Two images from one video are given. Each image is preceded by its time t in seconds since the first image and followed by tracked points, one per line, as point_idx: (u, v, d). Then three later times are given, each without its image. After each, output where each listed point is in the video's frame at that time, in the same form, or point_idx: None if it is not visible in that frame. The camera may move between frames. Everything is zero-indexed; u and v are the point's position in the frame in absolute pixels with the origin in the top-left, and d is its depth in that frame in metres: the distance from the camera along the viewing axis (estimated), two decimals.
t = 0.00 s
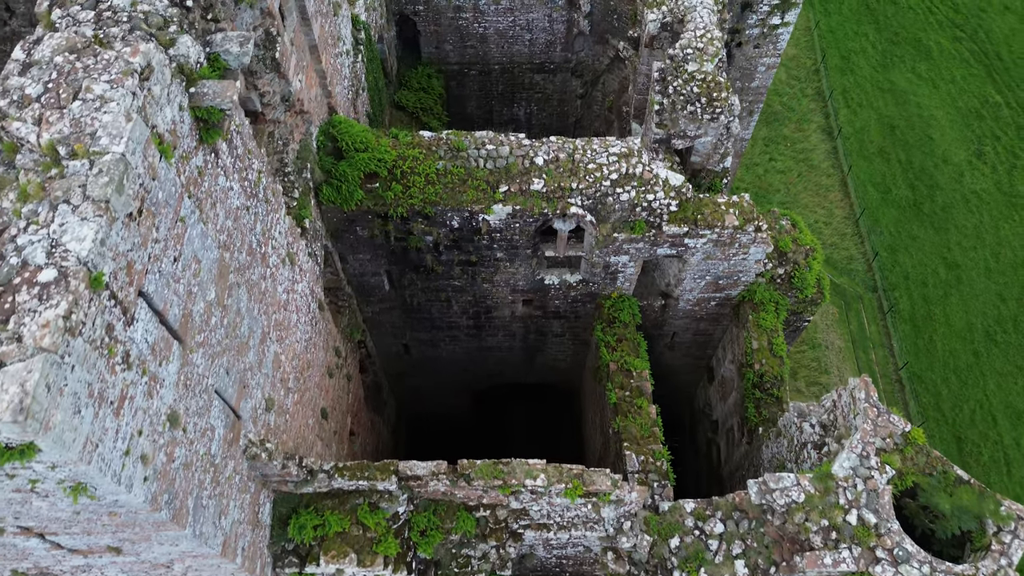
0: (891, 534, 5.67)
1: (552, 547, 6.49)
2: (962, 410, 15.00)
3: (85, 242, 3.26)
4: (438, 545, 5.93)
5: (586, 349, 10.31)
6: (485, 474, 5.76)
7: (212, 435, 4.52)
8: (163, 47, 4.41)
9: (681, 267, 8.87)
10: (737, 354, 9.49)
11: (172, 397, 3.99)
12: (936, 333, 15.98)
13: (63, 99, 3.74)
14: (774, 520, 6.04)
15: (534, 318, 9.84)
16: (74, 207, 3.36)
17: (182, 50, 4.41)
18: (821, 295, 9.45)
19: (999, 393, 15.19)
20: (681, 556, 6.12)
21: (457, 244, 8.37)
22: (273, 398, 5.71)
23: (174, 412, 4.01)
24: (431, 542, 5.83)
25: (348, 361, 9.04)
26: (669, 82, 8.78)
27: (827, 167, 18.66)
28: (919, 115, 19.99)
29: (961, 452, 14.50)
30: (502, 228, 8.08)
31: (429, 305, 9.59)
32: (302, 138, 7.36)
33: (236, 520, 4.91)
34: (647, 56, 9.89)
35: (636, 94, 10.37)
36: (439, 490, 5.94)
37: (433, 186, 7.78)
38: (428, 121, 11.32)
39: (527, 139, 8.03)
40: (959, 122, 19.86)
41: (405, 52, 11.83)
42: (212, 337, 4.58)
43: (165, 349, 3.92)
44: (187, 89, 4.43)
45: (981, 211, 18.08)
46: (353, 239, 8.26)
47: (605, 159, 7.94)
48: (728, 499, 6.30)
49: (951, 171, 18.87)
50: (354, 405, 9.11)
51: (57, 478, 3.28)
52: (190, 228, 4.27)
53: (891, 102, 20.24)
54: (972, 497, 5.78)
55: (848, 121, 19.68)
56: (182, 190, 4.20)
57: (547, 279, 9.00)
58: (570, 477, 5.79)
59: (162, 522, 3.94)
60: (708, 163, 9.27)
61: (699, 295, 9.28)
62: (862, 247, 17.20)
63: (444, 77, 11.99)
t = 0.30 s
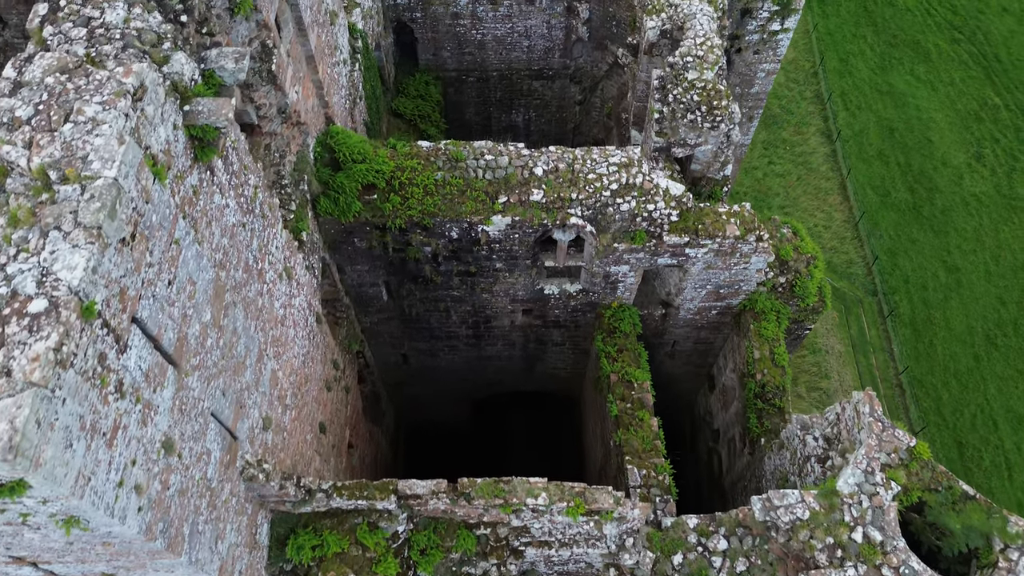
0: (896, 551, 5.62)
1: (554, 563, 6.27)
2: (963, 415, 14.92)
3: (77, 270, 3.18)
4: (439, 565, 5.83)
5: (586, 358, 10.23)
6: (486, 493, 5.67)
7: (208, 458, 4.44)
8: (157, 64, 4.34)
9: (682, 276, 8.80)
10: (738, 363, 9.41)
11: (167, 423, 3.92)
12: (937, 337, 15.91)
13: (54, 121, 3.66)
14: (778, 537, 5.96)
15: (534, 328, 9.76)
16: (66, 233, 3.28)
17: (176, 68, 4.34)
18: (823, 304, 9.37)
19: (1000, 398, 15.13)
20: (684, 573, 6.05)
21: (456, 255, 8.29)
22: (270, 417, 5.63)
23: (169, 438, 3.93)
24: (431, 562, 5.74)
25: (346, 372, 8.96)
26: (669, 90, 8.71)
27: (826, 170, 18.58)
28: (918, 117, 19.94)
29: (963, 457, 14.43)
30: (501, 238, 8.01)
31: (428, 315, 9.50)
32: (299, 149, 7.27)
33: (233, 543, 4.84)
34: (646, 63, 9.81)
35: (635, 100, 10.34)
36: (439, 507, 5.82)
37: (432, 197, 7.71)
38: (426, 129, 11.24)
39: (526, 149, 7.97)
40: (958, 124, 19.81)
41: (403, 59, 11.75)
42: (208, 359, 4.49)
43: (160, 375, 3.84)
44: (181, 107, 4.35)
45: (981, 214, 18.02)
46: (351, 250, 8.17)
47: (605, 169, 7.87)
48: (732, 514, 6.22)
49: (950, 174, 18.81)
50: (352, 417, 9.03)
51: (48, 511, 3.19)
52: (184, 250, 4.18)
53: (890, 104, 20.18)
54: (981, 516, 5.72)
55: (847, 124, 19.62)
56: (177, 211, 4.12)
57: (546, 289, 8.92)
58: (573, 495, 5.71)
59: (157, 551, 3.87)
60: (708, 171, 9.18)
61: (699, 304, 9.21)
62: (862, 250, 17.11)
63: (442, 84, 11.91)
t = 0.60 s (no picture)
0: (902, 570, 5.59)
1: None
2: (963, 420, 14.84)
3: (68, 300, 3.11)
4: None
5: (586, 368, 10.15)
6: (487, 512, 5.59)
7: (204, 483, 4.37)
8: (150, 83, 4.27)
9: (682, 286, 8.73)
10: (740, 372, 9.33)
11: (161, 451, 3.84)
12: (937, 341, 15.82)
13: (45, 145, 3.60)
14: (782, 555, 5.89)
15: (533, 337, 9.68)
16: (56, 262, 3.21)
17: (170, 86, 4.27)
18: (824, 312, 9.30)
19: (1001, 403, 15.06)
20: None
21: (455, 266, 8.22)
22: (267, 436, 5.54)
23: (164, 466, 3.86)
24: None
25: (344, 384, 8.88)
26: (669, 98, 8.63)
27: (826, 174, 18.50)
28: (917, 120, 19.88)
29: (964, 463, 14.35)
30: (500, 249, 7.93)
31: (427, 325, 9.42)
32: (296, 161, 7.20)
33: (230, 567, 4.77)
34: (646, 70, 9.73)
35: (633, 107, 10.29)
36: (439, 527, 5.72)
37: (430, 209, 7.64)
38: (424, 136, 11.16)
39: (526, 159, 7.90)
40: (957, 127, 19.75)
41: (400, 66, 11.68)
42: (203, 382, 4.41)
43: (154, 402, 3.76)
44: (175, 126, 4.27)
45: (981, 217, 17.97)
46: (349, 261, 8.10)
47: (605, 179, 7.80)
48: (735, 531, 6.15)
49: (949, 177, 18.75)
50: (350, 429, 8.95)
51: (40, 547, 3.10)
52: (179, 272, 4.11)
53: (889, 107, 20.12)
54: (987, 535, 5.72)
55: (846, 127, 19.55)
56: (171, 233, 4.05)
57: (546, 299, 8.83)
58: (574, 514, 5.64)
59: None
60: (709, 179, 9.10)
61: (700, 314, 9.14)
62: (862, 254, 17.04)
63: (439, 91, 11.84)
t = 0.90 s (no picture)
0: None
1: None
2: (964, 425, 14.74)
3: (58, 332, 3.03)
4: None
5: (586, 377, 10.07)
6: (487, 533, 5.52)
7: (200, 510, 4.29)
8: (144, 102, 4.20)
9: (683, 296, 8.66)
10: (741, 382, 9.26)
11: (156, 480, 3.77)
12: (938, 346, 15.73)
13: (35, 171, 3.53)
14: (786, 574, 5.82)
15: (533, 347, 9.60)
16: (47, 292, 3.14)
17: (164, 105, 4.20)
18: (826, 321, 9.23)
19: (1001, 407, 14.98)
20: None
21: (454, 277, 8.14)
22: (265, 457, 5.47)
23: (158, 495, 3.78)
24: None
25: (342, 396, 8.81)
26: (669, 107, 8.55)
27: (825, 177, 18.42)
28: (916, 123, 19.81)
29: (965, 468, 14.25)
30: (500, 261, 7.86)
31: (425, 336, 9.34)
32: (293, 173, 7.11)
33: None
34: (646, 78, 9.66)
35: (632, 115, 10.22)
36: (439, 546, 5.64)
37: (429, 221, 7.56)
38: (422, 144, 11.07)
39: (525, 170, 7.82)
40: (956, 130, 19.69)
41: (398, 73, 11.59)
42: (199, 407, 4.33)
43: (148, 431, 3.69)
44: (169, 146, 4.20)
45: (980, 220, 17.91)
46: (346, 273, 8.02)
47: (605, 190, 7.73)
48: (738, 548, 6.08)
49: (949, 180, 18.68)
50: (349, 441, 8.88)
51: None
52: (174, 296, 4.03)
53: (888, 110, 20.05)
54: (989, 553, 5.65)
55: (845, 130, 19.48)
56: (166, 257, 3.97)
57: (546, 309, 8.76)
58: (576, 534, 5.56)
59: None
60: (709, 188, 9.02)
61: (701, 323, 9.06)
62: (862, 258, 16.96)
63: (437, 98, 11.77)
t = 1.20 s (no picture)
0: None
1: None
2: (965, 430, 14.67)
3: (49, 368, 2.96)
4: None
5: (586, 387, 10.01)
6: (487, 555, 5.43)
7: (195, 538, 4.22)
8: (138, 123, 4.13)
9: (684, 307, 8.58)
10: (743, 392, 9.19)
11: (150, 511, 3.69)
12: (939, 351, 15.65)
13: (27, 199, 3.46)
14: None
15: (533, 358, 9.52)
16: (37, 325, 3.07)
17: (158, 126, 4.14)
18: (828, 331, 9.12)
19: (1003, 412, 14.91)
20: None
21: (453, 289, 8.06)
22: (262, 478, 5.39)
23: (152, 527, 3.71)
24: None
25: (340, 409, 8.73)
26: (669, 117, 8.47)
27: (824, 181, 18.33)
28: (915, 126, 19.75)
29: (967, 474, 14.18)
30: (499, 273, 7.78)
31: (424, 347, 9.26)
32: (290, 187, 7.03)
33: None
34: (645, 87, 9.59)
35: (632, 122, 10.14)
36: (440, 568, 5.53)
37: (428, 233, 7.49)
38: (420, 152, 11.00)
39: (524, 181, 7.75)
40: (956, 133, 19.63)
41: (396, 81, 11.54)
42: (194, 433, 4.25)
43: (142, 462, 3.61)
44: (164, 168, 4.13)
45: (980, 224, 17.85)
46: (344, 285, 7.93)
47: (605, 202, 7.66)
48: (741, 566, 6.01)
49: (948, 183, 18.62)
50: (348, 455, 8.80)
51: None
52: (168, 322, 3.96)
53: (887, 113, 19.98)
54: (993, 574, 5.67)
55: (844, 133, 19.41)
56: (160, 282, 3.90)
57: (546, 320, 8.68)
58: (579, 556, 5.45)
59: None
60: (710, 198, 8.94)
61: (702, 334, 8.99)
62: (862, 262, 16.88)
63: (435, 106, 11.70)
